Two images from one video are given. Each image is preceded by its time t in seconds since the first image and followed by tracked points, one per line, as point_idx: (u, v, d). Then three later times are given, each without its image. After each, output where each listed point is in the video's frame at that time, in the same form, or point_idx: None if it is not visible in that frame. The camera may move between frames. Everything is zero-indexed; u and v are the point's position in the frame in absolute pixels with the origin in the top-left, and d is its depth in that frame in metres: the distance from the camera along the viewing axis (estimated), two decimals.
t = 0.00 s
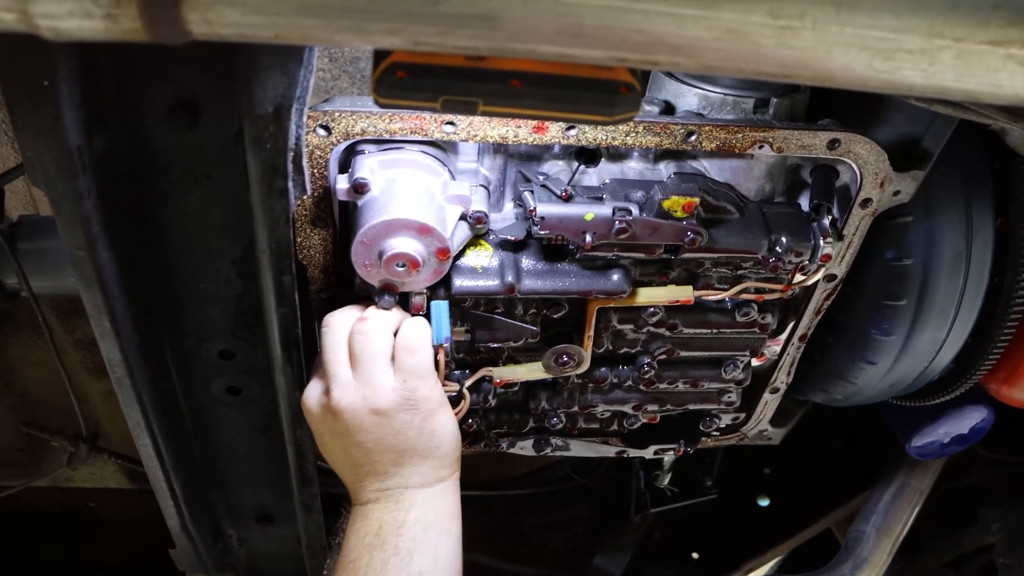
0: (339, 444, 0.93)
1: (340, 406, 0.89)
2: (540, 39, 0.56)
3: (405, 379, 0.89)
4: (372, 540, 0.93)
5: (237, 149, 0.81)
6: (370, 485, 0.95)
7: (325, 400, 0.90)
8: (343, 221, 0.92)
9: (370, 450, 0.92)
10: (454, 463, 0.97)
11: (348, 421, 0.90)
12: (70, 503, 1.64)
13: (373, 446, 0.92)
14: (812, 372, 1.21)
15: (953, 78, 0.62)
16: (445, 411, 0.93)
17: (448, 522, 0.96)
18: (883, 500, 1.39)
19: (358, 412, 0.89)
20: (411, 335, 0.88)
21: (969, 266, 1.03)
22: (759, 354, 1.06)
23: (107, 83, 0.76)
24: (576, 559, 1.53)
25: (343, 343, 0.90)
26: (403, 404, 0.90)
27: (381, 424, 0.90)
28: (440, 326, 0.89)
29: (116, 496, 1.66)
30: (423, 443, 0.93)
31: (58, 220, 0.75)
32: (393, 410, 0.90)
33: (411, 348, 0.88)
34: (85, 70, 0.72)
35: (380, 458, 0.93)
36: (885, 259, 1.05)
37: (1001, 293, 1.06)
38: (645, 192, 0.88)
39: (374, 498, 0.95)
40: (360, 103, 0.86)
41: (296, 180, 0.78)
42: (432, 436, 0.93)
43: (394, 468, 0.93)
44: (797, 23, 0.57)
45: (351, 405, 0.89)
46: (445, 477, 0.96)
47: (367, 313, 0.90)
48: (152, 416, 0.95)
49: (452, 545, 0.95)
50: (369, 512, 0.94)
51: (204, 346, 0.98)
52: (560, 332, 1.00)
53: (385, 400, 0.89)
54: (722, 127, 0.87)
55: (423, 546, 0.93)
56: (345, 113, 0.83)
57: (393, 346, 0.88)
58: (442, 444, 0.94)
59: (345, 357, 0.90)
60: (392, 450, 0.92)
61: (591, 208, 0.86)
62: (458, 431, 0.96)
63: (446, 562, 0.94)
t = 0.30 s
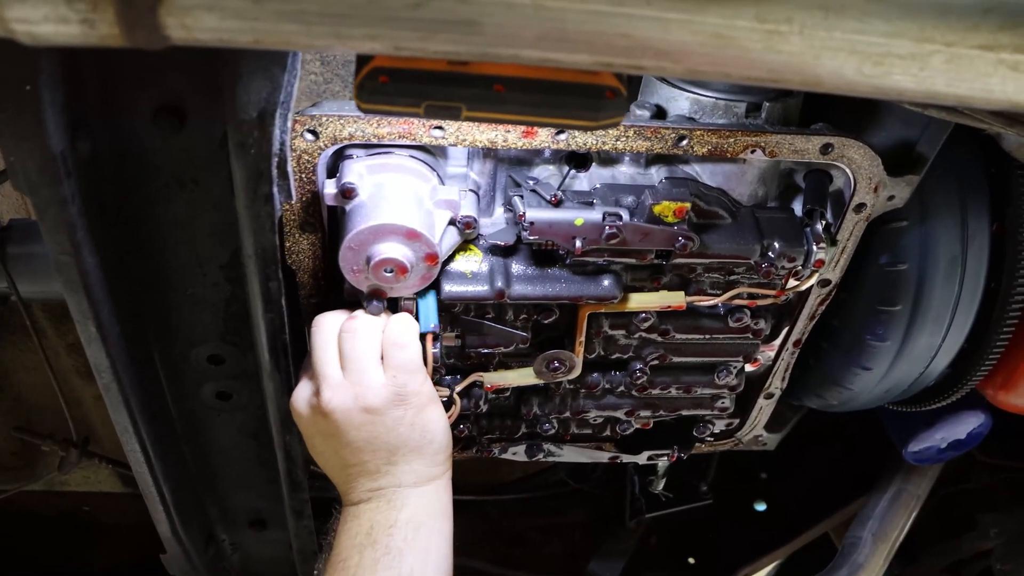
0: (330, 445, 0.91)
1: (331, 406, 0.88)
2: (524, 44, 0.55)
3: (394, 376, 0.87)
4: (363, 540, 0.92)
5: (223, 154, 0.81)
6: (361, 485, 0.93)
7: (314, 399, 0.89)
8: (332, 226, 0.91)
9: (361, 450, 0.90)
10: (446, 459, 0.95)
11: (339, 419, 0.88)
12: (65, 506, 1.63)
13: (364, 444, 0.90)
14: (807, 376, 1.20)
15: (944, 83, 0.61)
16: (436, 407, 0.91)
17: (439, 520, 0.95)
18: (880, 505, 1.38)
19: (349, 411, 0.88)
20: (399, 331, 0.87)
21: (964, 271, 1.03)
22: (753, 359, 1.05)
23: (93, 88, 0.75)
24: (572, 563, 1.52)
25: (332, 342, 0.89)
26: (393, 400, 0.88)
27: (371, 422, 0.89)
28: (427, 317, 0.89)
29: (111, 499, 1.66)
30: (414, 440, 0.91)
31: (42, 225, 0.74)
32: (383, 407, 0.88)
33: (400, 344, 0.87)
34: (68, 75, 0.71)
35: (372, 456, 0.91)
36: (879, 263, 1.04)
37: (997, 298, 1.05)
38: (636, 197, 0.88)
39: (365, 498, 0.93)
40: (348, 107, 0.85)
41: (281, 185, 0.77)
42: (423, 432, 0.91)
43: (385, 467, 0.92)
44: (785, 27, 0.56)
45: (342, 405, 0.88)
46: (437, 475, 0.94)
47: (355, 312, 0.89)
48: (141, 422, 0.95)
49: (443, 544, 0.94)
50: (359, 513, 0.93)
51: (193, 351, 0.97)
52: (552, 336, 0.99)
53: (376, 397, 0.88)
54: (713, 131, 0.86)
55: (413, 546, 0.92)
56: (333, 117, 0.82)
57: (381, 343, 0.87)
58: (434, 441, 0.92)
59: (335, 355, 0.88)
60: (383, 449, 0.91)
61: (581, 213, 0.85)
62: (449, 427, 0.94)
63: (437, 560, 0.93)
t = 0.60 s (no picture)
0: (330, 453, 0.90)
1: (335, 409, 0.88)
2: (514, 45, 0.55)
3: (396, 377, 0.89)
4: (365, 553, 0.90)
5: (215, 156, 0.81)
6: (361, 496, 0.92)
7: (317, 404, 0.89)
8: (326, 229, 0.91)
9: (363, 456, 0.90)
10: (447, 467, 0.95)
11: (342, 424, 0.88)
12: (60, 511, 1.64)
13: (366, 451, 0.89)
14: (805, 379, 1.19)
15: (941, 84, 0.60)
16: (436, 410, 0.92)
17: (440, 533, 0.93)
18: (880, 509, 1.37)
19: (352, 413, 0.88)
20: (400, 331, 0.88)
21: (963, 274, 1.02)
22: (751, 362, 1.04)
23: (85, 90, 0.75)
24: (570, 567, 1.51)
25: (333, 347, 0.89)
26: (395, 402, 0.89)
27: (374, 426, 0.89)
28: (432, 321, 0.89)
29: (108, 503, 1.65)
30: (416, 446, 0.91)
31: (32, 228, 0.74)
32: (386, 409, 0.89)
33: (401, 345, 0.88)
34: (58, 77, 0.71)
35: (374, 464, 0.90)
36: (878, 266, 1.03)
37: (996, 300, 1.05)
38: (632, 200, 0.87)
39: (366, 510, 0.91)
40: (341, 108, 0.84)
41: (274, 188, 0.77)
42: (425, 437, 0.92)
43: (386, 476, 0.91)
44: (778, 27, 0.56)
45: (345, 407, 0.88)
46: (439, 484, 0.94)
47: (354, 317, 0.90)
48: (135, 426, 0.94)
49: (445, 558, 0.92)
50: (361, 525, 0.91)
51: (187, 355, 0.97)
52: (549, 339, 0.99)
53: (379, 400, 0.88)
54: (710, 133, 0.85)
55: (415, 558, 0.90)
56: (326, 120, 0.82)
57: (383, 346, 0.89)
58: (436, 446, 0.93)
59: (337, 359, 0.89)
60: (384, 455, 0.90)
61: (576, 216, 0.84)
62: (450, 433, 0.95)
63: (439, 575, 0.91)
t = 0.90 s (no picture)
0: (329, 490, 0.88)
1: (331, 447, 0.86)
2: (509, 46, 0.55)
3: (393, 410, 0.86)
4: None
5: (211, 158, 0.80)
6: (360, 532, 0.88)
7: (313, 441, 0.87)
8: (322, 230, 0.90)
9: (361, 494, 0.86)
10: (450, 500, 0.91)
11: (339, 460, 0.86)
12: (59, 512, 1.64)
13: (364, 488, 0.86)
14: (804, 382, 1.19)
15: (939, 87, 0.60)
16: (436, 444, 0.89)
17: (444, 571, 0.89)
18: (879, 512, 1.37)
19: (349, 452, 0.85)
20: (399, 363, 0.87)
21: (962, 277, 1.02)
22: (749, 365, 1.04)
23: (80, 92, 0.75)
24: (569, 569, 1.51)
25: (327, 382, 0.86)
26: (392, 437, 0.86)
27: (372, 463, 0.85)
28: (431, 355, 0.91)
29: (106, 504, 1.65)
30: (417, 480, 0.87)
31: (27, 230, 0.73)
32: (383, 445, 0.85)
33: (399, 377, 0.87)
34: (54, 78, 0.70)
35: (373, 501, 0.87)
36: (877, 268, 1.03)
37: (996, 303, 1.04)
38: (629, 202, 0.87)
39: (367, 547, 0.88)
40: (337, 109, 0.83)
41: (268, 189, 0.77)
42: (425, 473, 0.88)
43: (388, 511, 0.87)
44: (776, 29, 0.56)
45: (342, 446, 0.85)
46: (442, 519, 0.90)
47: (345, 350, 0.87)
48: (131, 428, 0.94)
49: None
50: (362, 561, 0.88)
51: (183, 357, 0.97)
52: (546, 343, 0.98)
53: (375, 434, 0.85)
54: (707, 135, 0.85)
55: None
56: (321, 121, 0.81)
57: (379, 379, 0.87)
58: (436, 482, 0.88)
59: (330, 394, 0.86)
60: (384, 492, 0.86)
61: (573, 218, 0.84)
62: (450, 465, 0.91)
63: None
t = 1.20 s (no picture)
0: (318, 540, 0.83)
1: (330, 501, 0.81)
2: (501, 42, 0.54)
3: (402, 476, 0.82)
4: None
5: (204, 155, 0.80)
6: None
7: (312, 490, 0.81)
8: (318, 228, 0.90)
9: (353, 548, 0.83)
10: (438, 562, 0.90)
11: (335, 516, 0.81)
12: (56, 512, 1.63)
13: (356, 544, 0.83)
14: (802, 380, 1.18)
15: (935, 82, 0.59)
16: (437, 511, 0.86)
17: None
18: (876, 511, 1.37)
19: (350, 509, 0.80)
20: (419, 428, 0.85)
21: (960, 275, 1.02)
22: (746, 363, 1.03)
23: (72, 89, 0.74)
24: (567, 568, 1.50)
25: (343, 436, 0.83)
26: (398, 504, 0.82)
27: (369, 524, 0.81)
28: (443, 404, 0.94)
29: (103, 504, 1.64)
30: (411, 543, 0.85)
31: (19, 227, 0.73)
32: (385, 510, 0.81)
33: (418, 440, 0.84)
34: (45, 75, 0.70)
35: (364, 556, 0.84)
36: (875, 266, 1.02)
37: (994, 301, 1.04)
38: (625, 199, 0.87)
39: None
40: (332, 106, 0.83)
41: (263, 186, 0.77)
42: (422, 538, 0.85)
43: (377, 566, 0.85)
44: (770, 24, 0.55)
45: (344, 499, 0.80)
46: None
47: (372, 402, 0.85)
48: (125, 426, 0.94)
49: None
50: None
51: (178, 355, 0.96)
52: (542, 340, 0.98)
53: (379, 499, 0.81)
54: (704, 132, 0.84)
55: None
56: (317, 118, 0.81)
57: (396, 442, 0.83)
58: (430, 547, 0.87)
59: (344, 446, 0.82)
60: (378, 549, 0.84)
61: (568, 215, 0.83)
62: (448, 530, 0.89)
63: None
